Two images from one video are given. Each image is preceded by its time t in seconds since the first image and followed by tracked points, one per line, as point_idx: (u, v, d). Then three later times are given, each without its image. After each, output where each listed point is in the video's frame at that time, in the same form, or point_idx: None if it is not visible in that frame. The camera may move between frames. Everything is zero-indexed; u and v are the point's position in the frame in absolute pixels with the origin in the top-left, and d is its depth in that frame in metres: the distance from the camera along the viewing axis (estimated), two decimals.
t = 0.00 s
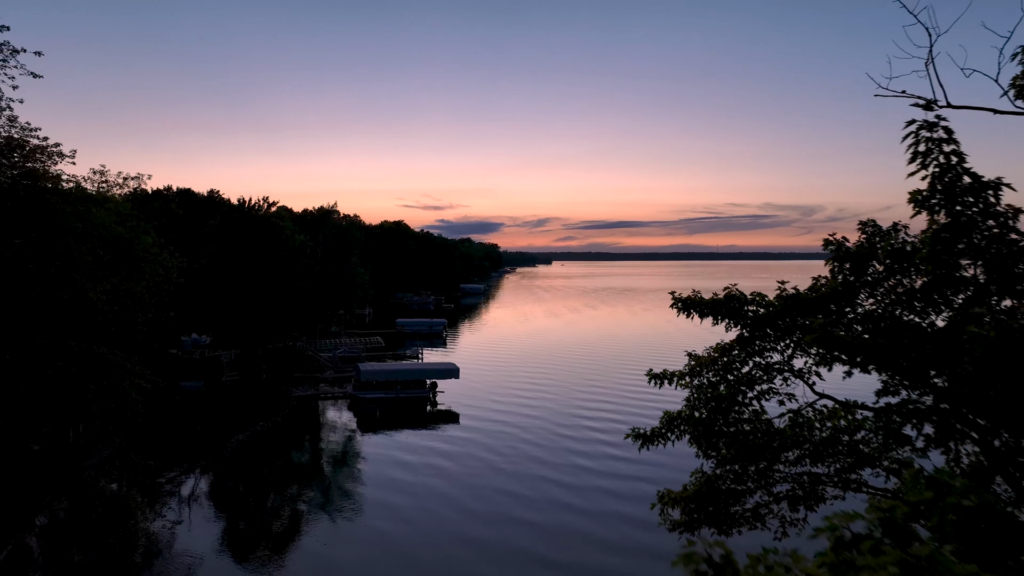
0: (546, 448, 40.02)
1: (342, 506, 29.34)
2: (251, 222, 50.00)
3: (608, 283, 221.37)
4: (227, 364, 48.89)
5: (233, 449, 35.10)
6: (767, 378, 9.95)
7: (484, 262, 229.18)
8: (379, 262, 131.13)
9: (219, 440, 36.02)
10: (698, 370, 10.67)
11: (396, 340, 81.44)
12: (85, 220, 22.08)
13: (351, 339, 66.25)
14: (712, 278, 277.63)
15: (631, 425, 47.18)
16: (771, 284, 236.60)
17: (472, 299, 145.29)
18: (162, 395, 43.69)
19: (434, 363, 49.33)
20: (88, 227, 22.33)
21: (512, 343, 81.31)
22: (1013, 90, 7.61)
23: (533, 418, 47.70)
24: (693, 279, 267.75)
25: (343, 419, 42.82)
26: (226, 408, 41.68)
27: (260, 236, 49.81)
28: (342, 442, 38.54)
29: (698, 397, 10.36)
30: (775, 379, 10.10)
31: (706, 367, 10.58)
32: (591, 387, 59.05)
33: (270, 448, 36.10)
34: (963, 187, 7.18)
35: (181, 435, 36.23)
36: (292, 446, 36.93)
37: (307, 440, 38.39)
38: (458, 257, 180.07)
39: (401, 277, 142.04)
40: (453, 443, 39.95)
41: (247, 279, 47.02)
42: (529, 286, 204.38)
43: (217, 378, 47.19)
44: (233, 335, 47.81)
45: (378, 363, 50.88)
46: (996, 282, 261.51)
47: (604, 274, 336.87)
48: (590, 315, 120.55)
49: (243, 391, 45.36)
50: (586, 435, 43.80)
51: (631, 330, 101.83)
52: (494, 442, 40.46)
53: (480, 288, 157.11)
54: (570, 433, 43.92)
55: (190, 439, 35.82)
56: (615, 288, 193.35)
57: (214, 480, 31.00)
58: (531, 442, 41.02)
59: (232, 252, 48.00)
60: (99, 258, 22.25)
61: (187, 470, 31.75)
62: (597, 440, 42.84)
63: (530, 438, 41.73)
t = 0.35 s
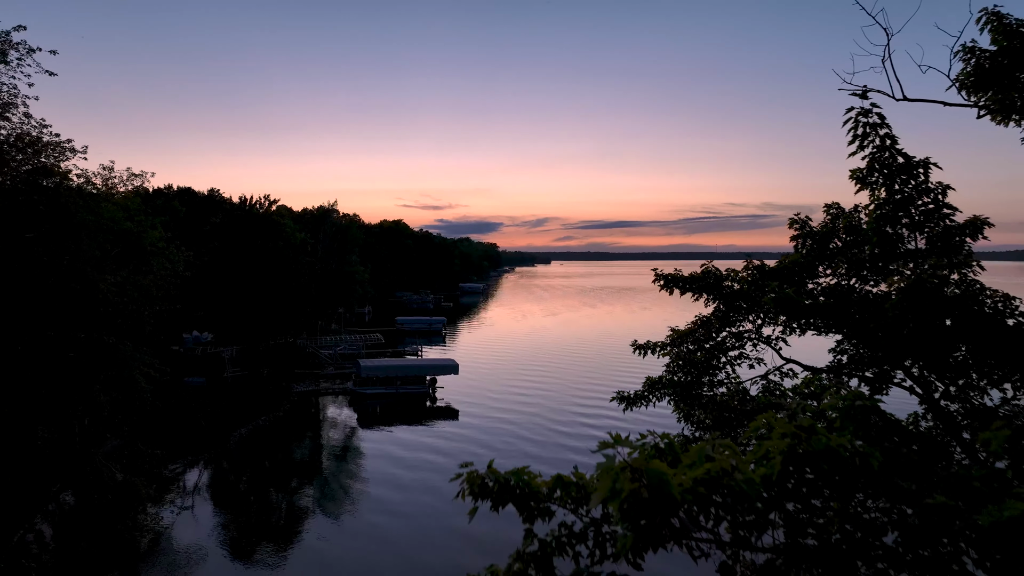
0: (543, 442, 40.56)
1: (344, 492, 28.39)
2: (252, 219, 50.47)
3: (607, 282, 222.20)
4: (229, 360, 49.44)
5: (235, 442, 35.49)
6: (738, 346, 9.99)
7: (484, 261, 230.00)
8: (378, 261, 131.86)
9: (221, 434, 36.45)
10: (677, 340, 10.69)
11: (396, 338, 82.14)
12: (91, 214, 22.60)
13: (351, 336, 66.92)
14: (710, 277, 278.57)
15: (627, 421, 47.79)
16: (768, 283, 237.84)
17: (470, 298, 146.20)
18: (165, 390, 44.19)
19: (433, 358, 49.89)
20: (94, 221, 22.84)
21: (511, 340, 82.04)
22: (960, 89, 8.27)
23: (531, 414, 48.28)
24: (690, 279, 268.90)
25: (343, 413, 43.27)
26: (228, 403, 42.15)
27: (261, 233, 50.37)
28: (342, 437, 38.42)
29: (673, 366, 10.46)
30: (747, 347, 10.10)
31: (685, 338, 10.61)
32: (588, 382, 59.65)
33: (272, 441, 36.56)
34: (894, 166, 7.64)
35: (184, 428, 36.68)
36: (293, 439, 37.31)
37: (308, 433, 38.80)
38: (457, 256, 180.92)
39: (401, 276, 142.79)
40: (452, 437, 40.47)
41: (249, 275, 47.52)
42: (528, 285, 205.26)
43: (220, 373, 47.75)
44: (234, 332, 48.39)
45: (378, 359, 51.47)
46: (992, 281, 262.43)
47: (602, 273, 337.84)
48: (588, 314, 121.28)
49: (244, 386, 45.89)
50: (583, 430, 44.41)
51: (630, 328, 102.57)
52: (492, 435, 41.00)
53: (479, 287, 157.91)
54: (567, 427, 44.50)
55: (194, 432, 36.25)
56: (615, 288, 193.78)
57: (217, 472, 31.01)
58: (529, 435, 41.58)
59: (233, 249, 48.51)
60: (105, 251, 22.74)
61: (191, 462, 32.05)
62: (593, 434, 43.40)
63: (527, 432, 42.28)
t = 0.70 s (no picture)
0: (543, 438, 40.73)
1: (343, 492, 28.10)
2: (253, 217, 50.60)
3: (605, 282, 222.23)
4: (230, 356, 49.59)
5: (236, 438, 35.66)
6: (731, 322, 10.19)
7: (483, 261, 229.97)
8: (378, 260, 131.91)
9: (222, 429, 36.62)
10: (674, 319, 10.94)
11: (395, 336, 82.22)
12: (94, 207, 22.76)
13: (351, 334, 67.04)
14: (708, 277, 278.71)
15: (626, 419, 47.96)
16: (767, 283, 237.95)
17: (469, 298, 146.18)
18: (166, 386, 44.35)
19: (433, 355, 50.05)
20: (97, 215, 23.02)
21: (510, 339, 82.12)
22: (945, 73, 8.45)
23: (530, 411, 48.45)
24: (688, 279, 268.97)
25: (344, 410, 43.47)
26: (229, 399, 42.32)
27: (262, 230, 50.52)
28: (343, 433, 38.53)
29: (668, 342, 10.58)
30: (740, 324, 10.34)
31: (681, 316, 10.84)
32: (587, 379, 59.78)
33: (273, 437, 36.74)
34: (877, 141, 7.82)
35: (186, 423, 36.85)
36: (294, 435, 37.52)
37: (309, 429, 38.99)
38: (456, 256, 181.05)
39: (400, 276, 142.85)
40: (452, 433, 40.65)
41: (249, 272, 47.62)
42: (527, 285, 205.24)
43: (220, 370, 47.89)
44: (235, 329, 48.55)
45: (377, 356, 51.63)
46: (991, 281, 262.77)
47: (601, 273, 337.87)
48: (587, 313, 121.43)
49: (245, 383, 46.07)
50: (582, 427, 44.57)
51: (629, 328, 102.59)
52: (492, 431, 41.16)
53: (478, 286, 157.93)
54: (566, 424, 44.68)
55: (195, 428, 36.40)
56: (615, 287, 193.64)
57: (217, 468, 31.12)
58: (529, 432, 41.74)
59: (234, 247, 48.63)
60: (107, 245, 22.92)
61: (192, 457, 32.13)
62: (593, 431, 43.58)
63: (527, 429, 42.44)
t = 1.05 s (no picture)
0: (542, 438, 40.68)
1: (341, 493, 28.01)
2: (253, 217, 50.55)
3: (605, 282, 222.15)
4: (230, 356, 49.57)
5: (236, 437, 35.65)
6: (732, 317, 10.23)
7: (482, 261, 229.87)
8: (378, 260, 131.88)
9: (222, 429, 36.61)
10: (675, 315, 10.99)
11: (394, 336, 82.16)
12: (94, 206, 22.71)
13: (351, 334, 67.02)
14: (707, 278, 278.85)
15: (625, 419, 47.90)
16: (765, 283, 238.16)
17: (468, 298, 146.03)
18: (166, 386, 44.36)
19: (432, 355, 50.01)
20: (97, 214, 22.97)
21: (509, 339, 82.04)
22: (946, 68, 8.50)
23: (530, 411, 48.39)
24: (687, 279, 268.96)
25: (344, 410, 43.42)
26: (228, 399, 42.32)
27: (262, 230, 50.46)
28: (343, 433, 38.52)
29: (669, 337, 10.61)
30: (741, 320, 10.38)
31: (682, 312, 10.89)
32: (587, 379, 59.69)
33: (273, 437, 36.72)
34: (878, 135, 7.85)
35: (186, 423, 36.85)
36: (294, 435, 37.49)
37: (309, 429, 38.97)
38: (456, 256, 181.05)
39: (400, 276, 142.83)
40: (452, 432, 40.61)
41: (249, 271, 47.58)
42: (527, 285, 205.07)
43: (220, 370, 47.87)
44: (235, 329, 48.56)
45: (377, 355, 51.61)
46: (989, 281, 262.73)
47: (601, 273, 337.85)
48: (586, 313, 121.36)
49: (245, 382, 46.07)
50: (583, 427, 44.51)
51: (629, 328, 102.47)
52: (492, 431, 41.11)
53: (477, 286, 157.84)
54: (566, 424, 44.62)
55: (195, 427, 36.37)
56: (614, 287, 193.66)
57: (216, 467, 31.09)
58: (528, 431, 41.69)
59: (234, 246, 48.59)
60: (107, 244, 22.88)
61: (192, 457, 32.11)
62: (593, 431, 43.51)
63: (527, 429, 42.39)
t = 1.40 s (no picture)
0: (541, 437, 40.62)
1: (341, 493, 27.96)
2: (252, 217, 50.50)
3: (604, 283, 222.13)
4: (229, 356, 49.58)
5: (235, 437, 35.62)
6: (734, 319, 10.22)
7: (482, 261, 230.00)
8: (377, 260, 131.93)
9: (222, 428, 36.60)
10: (677, 316, 10.99)
11: (394, 336, 82.20)
12: (94, 206, 22.68)
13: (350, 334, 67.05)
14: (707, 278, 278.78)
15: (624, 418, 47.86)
16: (765, 283, 238.13)
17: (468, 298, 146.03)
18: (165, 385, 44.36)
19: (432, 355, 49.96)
20: (96, 213, 22.92)
21: (509, 339, 82.02)
22: (948, 71, 8.50)
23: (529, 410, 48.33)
24: (686, 280, 269.20)
25: (343, 410, 43.40)
26: (228, 399, 42.29)
27: (261, 230, 50.45)
28: (343, 433, 38.52)
29: (671, 338, 10.62)
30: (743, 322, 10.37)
31: (684, 314, 10.89)
32: (587, 379, 59.67)
33: (273, 437, 36.69)
34: (880, 138, 7.86)
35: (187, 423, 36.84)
36: (294, 435, 37.45)
37: (308, 429, 38.95)
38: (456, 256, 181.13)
39: (400, 276, 142.87)
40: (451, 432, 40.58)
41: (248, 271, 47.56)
42: (526, 285, 205.06)
43: (220, 370, 47.92)
44: (234, 329, 48.57)
45: (377, 355, 51.60)
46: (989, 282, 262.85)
47: (600, 273, 337.79)
48: (586, 313, 121.42)
49: (245, 382, 46.06)
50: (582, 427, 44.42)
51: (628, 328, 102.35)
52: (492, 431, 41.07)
53: (477, 287, 157.89)
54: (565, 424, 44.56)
55: (195, 427, 36.38)
56: (613, 287, 194.11)
57: (216, 467, 31.06)
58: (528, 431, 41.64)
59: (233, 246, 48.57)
60: (107, 243, 22.84)
61: (192, 457, 32.05)
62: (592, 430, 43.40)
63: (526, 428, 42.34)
